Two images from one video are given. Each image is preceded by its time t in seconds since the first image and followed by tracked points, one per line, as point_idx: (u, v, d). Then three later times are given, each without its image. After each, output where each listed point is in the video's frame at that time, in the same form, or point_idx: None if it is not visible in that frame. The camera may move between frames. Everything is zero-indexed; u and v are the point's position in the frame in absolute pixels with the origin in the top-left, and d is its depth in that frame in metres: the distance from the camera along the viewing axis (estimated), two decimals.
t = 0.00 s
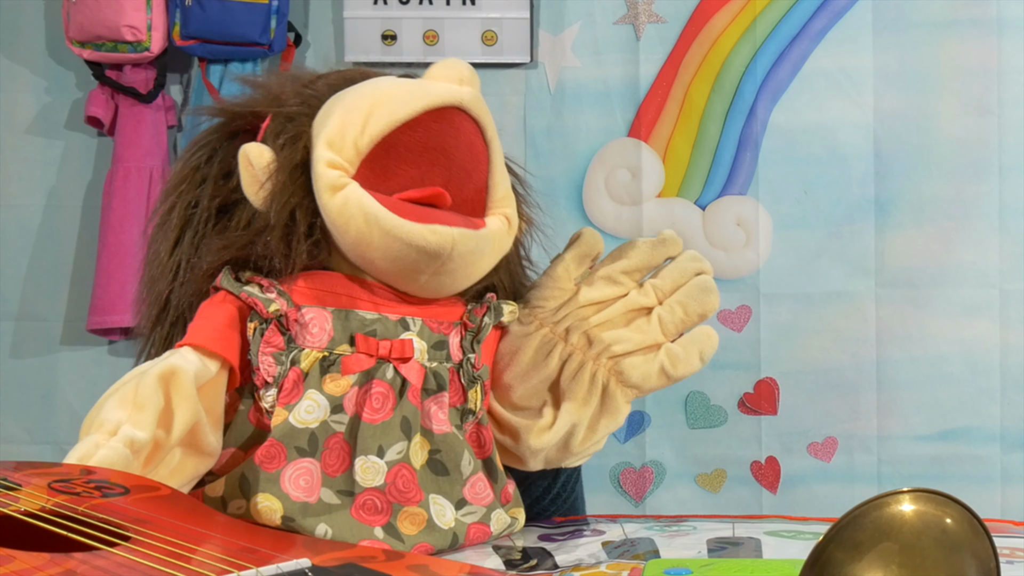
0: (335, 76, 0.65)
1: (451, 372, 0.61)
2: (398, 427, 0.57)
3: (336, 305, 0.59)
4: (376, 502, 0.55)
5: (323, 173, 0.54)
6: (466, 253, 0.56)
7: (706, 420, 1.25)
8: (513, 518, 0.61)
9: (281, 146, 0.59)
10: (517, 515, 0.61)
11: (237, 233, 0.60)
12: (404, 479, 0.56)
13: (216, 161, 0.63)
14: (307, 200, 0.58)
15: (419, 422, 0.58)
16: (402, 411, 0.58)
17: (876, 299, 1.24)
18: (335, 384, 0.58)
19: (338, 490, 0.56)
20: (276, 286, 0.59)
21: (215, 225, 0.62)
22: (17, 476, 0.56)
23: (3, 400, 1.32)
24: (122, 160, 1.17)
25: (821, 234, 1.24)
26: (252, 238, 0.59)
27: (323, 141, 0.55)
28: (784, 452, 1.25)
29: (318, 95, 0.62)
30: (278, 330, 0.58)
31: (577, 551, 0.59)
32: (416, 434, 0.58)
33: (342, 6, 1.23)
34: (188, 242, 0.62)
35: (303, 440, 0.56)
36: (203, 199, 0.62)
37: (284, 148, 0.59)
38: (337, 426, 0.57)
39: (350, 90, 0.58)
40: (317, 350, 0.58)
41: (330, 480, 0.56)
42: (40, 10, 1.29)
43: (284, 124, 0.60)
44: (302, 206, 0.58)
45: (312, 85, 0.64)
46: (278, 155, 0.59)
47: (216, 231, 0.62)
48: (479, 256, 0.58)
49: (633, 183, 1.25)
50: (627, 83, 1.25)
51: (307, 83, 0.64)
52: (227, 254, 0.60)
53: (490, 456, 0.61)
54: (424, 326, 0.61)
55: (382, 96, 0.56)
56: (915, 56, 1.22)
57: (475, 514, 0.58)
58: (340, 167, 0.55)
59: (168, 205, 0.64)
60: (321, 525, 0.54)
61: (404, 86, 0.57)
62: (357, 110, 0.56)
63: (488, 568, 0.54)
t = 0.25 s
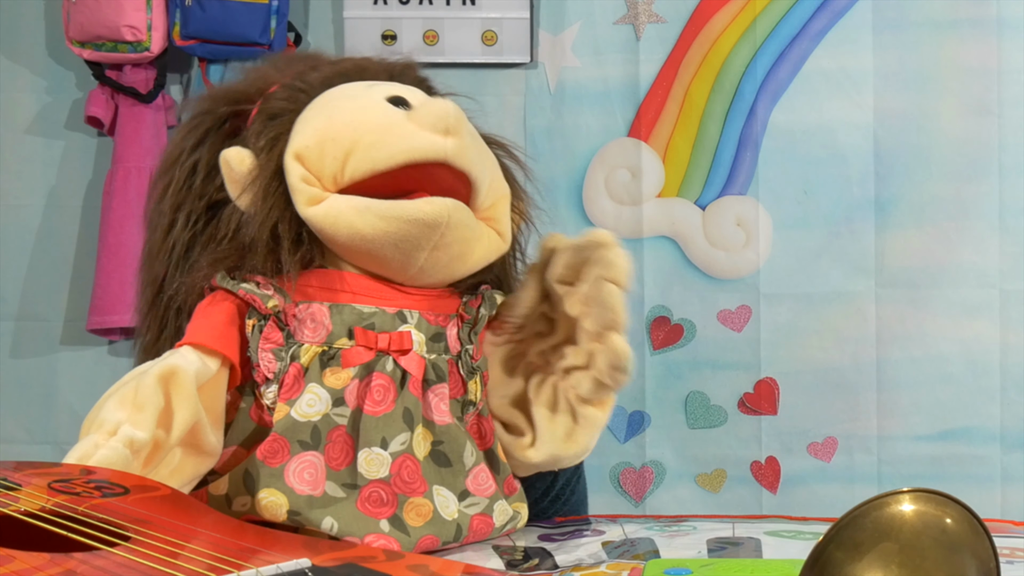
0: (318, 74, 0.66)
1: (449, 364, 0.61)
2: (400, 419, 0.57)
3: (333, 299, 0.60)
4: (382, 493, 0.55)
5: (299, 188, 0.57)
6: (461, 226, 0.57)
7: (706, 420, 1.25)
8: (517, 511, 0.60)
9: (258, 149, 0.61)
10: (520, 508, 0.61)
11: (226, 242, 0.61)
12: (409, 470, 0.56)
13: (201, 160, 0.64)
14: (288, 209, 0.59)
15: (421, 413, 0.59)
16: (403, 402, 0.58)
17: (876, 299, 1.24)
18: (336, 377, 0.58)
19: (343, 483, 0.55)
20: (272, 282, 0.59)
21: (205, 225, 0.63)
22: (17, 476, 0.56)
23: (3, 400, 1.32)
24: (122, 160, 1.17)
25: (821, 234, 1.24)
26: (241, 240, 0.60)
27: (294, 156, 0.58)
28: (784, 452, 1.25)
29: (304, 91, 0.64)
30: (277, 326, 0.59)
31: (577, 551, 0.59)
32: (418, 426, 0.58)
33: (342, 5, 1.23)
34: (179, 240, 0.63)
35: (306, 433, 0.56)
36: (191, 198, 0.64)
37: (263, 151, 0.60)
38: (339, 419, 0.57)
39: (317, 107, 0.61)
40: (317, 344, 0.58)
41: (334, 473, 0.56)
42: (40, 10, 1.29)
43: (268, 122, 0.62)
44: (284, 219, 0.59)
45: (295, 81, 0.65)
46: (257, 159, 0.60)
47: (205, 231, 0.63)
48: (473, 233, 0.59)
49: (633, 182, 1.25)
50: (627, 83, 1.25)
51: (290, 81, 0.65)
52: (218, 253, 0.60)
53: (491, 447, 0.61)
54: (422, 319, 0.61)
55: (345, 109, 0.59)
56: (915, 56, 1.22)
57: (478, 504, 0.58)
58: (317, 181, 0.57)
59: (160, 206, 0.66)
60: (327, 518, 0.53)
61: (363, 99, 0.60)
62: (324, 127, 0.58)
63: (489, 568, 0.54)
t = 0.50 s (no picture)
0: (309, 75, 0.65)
1: (447, 365, 0.61)
2: (397, 421, 0.57)
3: (331, 299, 0.59)
4: (378, 496, 0.55)
5: (305, 173, 0.55)
6: (458, 235, 0.56)
7: (706, 420, 1.25)
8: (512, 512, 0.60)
9: (258, 149, 0.59)
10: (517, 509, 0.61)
11: (225, 239, 0.60)
12: (406, 472, 0.56)
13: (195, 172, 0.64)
14: (290, 201, 0.59)
15: (418, 415, 0.58)
16: (401, 404, 0.58)
17: (876, 299, 1.24)
18: (332, 379, 0.57)
19: (340, 485, 0.55)
20: (269, 285, 0.59)
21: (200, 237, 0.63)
22: (17, 476, 0.56)
23: (4, 400, 1.32)
24: (122, 160, 1.17)
25: (821, 234, 1.24)
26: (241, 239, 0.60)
27: (300, 141, 0.55)
28: (784, 452, 1.25)
29: (293, 94, 0.62)
30: (274, 327, 0.58)
31: (577, 551, 0.59)
32: (415, 427, 0.58)
33: (342, 5, 1.23)
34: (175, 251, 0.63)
35: (303, 436, 0.56)
36: (185, 209, 0.63)
37: (263, 150, 0.59)
38: (336, 421, 0.57)
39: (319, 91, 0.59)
40: (313, 346, 0.58)
41: (331, 475, 0.56)
42: (40, 10, 1.29)
43: (260, 125, 0.61)
44: (286, 208, 0.58)
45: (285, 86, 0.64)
46: (256, 157, 0.59)
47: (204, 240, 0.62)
48: (470, 240, 0.58)
49: (633, 182, 1.25)
50: (627, 83, 1.25)
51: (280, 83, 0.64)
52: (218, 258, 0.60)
53: (489, 448, 0.61)
54: (419, 320, 0.61)
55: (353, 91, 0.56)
56: (915, 56, 1.22)
57: (475, 506, 0.58)
58: (321, 166, 0.55)
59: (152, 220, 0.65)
60: (324, 521, 0.53)
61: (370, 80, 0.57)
62: (332, 111, 0.56)
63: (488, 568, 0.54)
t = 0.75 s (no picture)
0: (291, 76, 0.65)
1: (441, 364, 0.61)
2: (392, 422, 0.57)
3: (322, 303, 0.59)
4: (374, 498, 0.55)
5: (292, 178, 0.55)
6: (447, 237, 0.56)
7: (706, 420, 1.25)
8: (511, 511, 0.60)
9: (243, 153, 0.59)
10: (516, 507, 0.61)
11: (214, 246, 0.60)
12: (401, 473, 0.56)
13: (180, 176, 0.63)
14: (279, 206, 0.58)
15: (413, 417, 0.58)
16: (396, 405, 0.58)
17: (876, 299, 1.24)
18: (326, 381, 0.57)
19: (335, 488, 0.55)
20: (262, 289, 0.58)
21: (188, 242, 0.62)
22: (17, 476, 0.56)
23: (4, 400, 1.32)
24: (122, 160, 1.17)
25: (821, 234, 1.24)
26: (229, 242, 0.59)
27: (286, 145, 0.55)
28: (784, 452, 1.25)
29: (278, 96, 0.62)
30: (266, 332, 0.58)
31: (577, 551, 0.59)
32: (410, 429, 0.58)
33: (342, 5, 1.23)
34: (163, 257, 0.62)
35: (297, 439, 0.56)
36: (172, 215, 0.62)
37: (247, 154, 0.59)
38: (331, 424, 0.57)
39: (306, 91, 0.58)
40: (306, 349, 0.58)
41: (326, 478, 0.56)
42: (40, 10, 1.29)
43: (245, 129, 0.61)
44: (274, 214, 0.58)
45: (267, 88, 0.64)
46: (241, 162, 0.59)
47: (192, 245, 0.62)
48: (459, 241, 0.57)
49: (632, 183, 1.25)
50: (627, 83, 1.25)
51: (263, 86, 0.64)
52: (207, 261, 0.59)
53: (486, 446, 0.61)
54: (413, 320, 0.61)
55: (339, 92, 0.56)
56: (915, 56, 1.22)
57: (473, 506, 0.58)
58: (308, 170, 0.55)
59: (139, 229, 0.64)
60: (320, 524, 0.53)
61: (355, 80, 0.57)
62: (318, 113, 0.56)
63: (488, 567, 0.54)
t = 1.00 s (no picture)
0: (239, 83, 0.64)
1: (427, 352, 0.61)
2: (380, 414, 0.57)
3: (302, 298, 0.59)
4: (367, 490, 0.55)
5: (243, 193, 0.56)
6: (404, 222, 0.56)
7: (706, 420, 1.25)
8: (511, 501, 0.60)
9: (194, 169, 0.60)
10: (516, 497, 0.61)
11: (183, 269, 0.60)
12: (393, 464, 0.56)
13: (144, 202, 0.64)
14: (239, 222, 0.59)
15: (401, 407, 0.58)
16: (383, 396, 0.58)
17: (876, 299, 1.24)
18: (311, 376, 0.57)
19: (326, 482, 0.55)
20: (240, 289, 0.59)
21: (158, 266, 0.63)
22: (17, 476, 0.56)
23: (4, 400, 1.32)
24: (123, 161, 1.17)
25: (821, 235, 1.24)
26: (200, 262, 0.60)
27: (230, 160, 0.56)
28: (784, 452, 1.25)
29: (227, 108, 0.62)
30: (248, 332, 0.58)
31: (577, 551, 0.59)
32: (399, 418, 0.58)
33: (343, 5, 1.23)
34: (138, 282, 0.63)
35: (285, 436, 0.56)
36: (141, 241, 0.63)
37: (197, 171, 0.59)
38: (318, 419, 0.57)
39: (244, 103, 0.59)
40: (289, 346, 0.58)
41: (318, 473, 0.56)
42: (40, 10, 1.29)
43: (197, 142, 0.61)
44: (238, 229, 0.59)
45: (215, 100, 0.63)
46: (194, 179, 0.59)
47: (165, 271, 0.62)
48: (419, 225, 0.58)
49: (633, 182, 1.25)
50: (627, 83, 1.25)
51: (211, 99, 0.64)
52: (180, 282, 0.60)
53: (480, 430, 0.60)
54: (396, 310, 0.61)
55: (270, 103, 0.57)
56: (916, 56, 1.22)
57: (466, 494, 0.58)
58: (258, 183, 0.56)
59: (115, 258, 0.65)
60: (314, 518, 0.53)
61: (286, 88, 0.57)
62: (257, 126, 0.56)
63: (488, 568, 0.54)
